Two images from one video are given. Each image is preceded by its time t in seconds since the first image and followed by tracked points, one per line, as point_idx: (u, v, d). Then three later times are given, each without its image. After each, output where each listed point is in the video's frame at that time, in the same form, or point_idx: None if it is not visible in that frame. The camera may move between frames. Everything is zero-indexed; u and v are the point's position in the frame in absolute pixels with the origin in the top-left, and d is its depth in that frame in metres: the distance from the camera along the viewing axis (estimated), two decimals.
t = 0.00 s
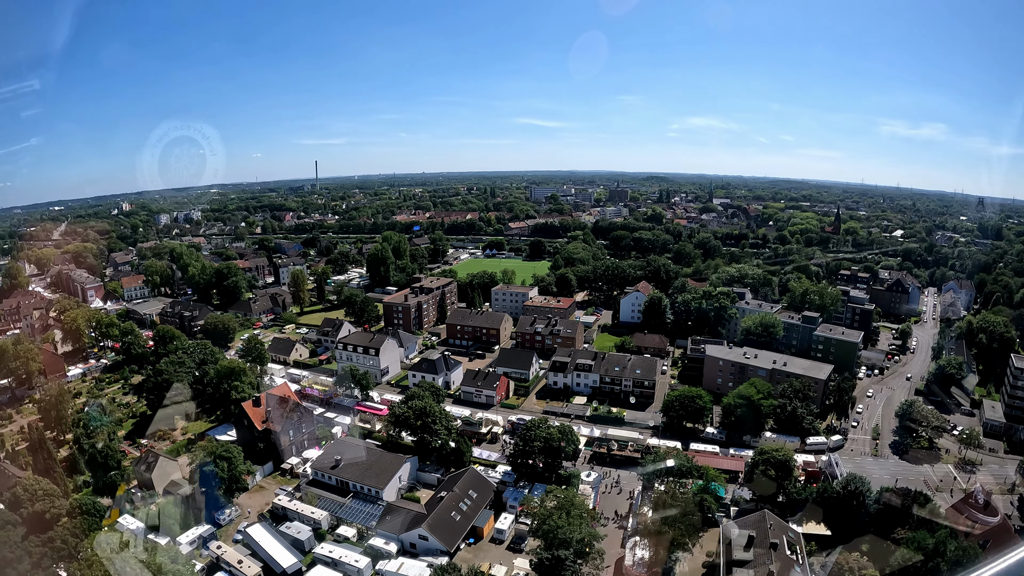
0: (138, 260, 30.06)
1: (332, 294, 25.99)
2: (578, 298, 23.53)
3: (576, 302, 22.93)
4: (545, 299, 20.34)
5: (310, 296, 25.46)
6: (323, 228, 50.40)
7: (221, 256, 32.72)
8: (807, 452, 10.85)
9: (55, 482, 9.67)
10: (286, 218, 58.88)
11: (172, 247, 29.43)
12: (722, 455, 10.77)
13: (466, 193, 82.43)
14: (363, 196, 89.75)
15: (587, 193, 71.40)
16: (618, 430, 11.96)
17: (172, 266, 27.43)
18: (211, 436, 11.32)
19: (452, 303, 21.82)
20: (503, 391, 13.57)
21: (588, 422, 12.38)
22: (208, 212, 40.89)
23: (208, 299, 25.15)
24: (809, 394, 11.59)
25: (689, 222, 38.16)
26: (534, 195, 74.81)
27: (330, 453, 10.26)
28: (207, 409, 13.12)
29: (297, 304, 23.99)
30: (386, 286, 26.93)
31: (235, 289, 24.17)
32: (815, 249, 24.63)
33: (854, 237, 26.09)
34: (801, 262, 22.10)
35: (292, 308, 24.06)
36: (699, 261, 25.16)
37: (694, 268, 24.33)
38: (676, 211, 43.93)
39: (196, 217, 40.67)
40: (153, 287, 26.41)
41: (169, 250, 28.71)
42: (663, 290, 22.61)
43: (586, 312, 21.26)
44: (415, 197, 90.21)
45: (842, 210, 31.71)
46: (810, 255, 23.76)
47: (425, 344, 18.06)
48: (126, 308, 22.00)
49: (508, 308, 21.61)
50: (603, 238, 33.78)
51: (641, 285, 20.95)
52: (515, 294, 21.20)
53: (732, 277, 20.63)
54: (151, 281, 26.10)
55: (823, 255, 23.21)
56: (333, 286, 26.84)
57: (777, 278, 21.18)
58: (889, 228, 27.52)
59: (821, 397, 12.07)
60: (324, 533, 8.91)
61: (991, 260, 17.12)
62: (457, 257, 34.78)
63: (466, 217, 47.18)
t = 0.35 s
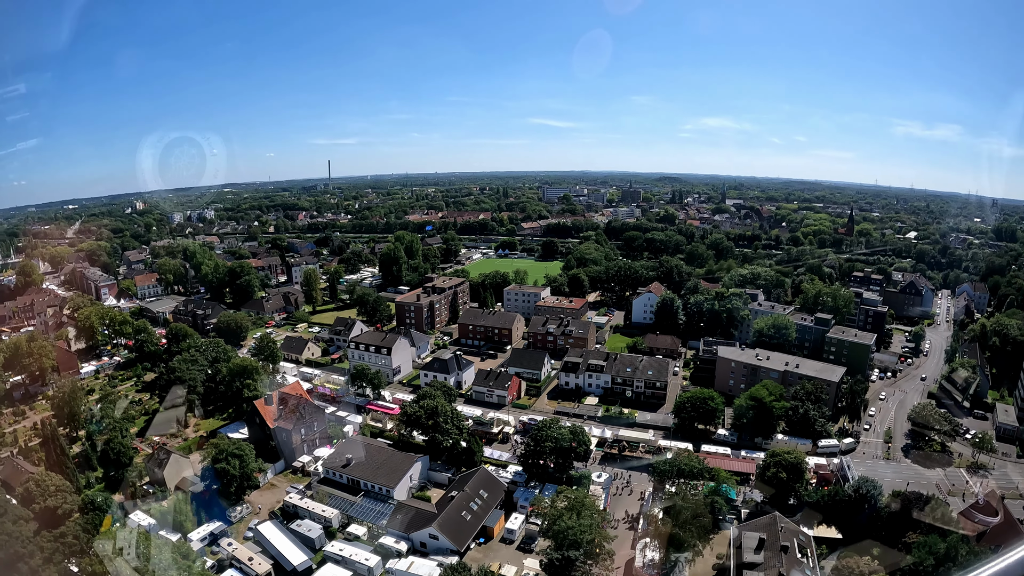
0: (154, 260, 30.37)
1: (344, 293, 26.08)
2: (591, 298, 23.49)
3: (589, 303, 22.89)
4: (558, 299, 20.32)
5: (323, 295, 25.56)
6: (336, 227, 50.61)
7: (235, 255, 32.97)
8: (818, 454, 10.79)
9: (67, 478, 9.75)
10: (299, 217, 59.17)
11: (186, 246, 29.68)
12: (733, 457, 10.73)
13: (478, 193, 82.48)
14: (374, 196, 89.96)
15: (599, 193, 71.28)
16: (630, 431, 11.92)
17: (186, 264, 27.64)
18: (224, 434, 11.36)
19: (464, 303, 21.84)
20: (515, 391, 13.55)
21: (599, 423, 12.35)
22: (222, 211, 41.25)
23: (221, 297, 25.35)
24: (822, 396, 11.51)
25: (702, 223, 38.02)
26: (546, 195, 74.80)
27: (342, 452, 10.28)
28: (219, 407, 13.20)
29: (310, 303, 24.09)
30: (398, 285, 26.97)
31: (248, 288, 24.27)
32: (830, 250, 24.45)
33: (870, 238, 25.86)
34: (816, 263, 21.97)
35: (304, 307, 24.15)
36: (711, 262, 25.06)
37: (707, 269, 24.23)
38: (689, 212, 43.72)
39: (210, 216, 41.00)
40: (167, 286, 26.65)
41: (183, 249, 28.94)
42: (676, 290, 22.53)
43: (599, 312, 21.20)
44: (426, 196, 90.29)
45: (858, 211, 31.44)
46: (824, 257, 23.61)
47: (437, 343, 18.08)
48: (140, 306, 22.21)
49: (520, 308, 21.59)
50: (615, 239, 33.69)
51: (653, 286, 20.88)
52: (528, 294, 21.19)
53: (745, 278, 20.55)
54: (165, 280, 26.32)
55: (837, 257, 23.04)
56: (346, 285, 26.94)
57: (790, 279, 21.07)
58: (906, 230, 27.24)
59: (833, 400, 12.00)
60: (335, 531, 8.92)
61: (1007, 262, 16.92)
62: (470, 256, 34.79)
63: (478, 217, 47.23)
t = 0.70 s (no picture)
0: (168, 258, 30.70)
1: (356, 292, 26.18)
2: (603, 299, 23.46)
3: (600, 303, 22.85)
4: (570, 299, 20.31)
5: (335, 294, 25.64)
6: (348, 227, 50.84)
7: (247, 254, 33.24)
8: (830, 457, 10.73)
9: (80, 475, 9.84)
10: (311, 217, 59.51)
11: (200, 244, 29.94)
12: (744, 459, 10.69)
13: (489, 193, 82.50)
14: (384, 195, 90.21)
15: (610, 193, 71.13)
16: (640, 432, 11.89)
17: (199, 263, 27.83)
18: (235, 431, 11.40)
19: (476, 302, 21.87)
20: (526, 391, 13.54)
21: (610, 423, 12.33)
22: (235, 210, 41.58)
23: (234, 296, 25.52)
24: (834, 398, 11.45)
25: (714, 223, 37.94)
26: (558, 195, 74.83)
27: (353, 451, 10.30)
28: (231, 404, 13.25)
29: (322, 302, 24.18)
30: (410, 285, 27.04)
31: (261, 287, 24.39)
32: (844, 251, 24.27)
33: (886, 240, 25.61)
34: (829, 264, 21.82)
35: (316, 305, 24.26)
36: (723, 263, 24.97)
37: (719, 270, 24.15)
38: (701, 213, 43.55)
39: (223, 215, 41.32)
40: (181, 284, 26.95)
41: (197, 248, 29.22)
42: (688, 291, 22.48)
43: (610, 313, 21.16)
44: (436, 196, 90.41)
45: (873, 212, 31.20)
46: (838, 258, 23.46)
47: (449, 343, 18.11)
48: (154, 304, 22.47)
49: (532, 308, 21.58)
50: (627, 239, 33.59)
51: (664, 286, 20.81)
52: (539, 294, 21.18)
53: (757, 279, 20.49)
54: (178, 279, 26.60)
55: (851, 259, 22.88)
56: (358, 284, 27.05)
57: (803, 281, 20.96)
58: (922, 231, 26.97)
59: (845, 402, 11.92)
60: (345, 530, 8.94)
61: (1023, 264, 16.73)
62: (482, 256, 34.82)
63: (490, 217, 47.29)
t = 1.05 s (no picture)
0: (181, 257, 30.94)
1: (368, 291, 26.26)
2: (614, 299, 23.42)
3: (612, 303, 22.80)
4: (582, 299, 20.28)
5: (347, 293, 25.70)
6: (360, 226, 51.01)
7: (260, 252, 33.45)
8: (841, 459, 10.66)
9: (92, 471, 9.94)
10: (324, 216, 59.68)
11: (213, 243, 30.16)
12: (755, 461, 10.64)
13: (500, 193, 82.50)
14: (394, 195, 90.39)
15: (622, 194, 70.97)
16: (652, 433, 11.87)
17: (212, 261, 28.01)
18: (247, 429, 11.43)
19: (487, 302, 21.88)
20: (537, 391, 13.54)
21: (621, 424, 12.32)
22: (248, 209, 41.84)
23: (246, 294, 25.66)
24: (846, 400, 11.38)
25: (727, 224, 37.82)
26: (570, 195, 74.81)
27: (364, 449, 10.33)
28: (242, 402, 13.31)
29: (334, 301, 24.25)
30: (422, 284, 27.09)
31: (273, 286, 24.46)
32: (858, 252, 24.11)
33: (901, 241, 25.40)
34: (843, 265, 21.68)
35: (328, 304, 24.35)
36: (735, 264, 24.85)
37: (731, 271, 24.04)
38: (713, 214, 43.33)
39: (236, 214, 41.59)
40: (192, 282, 27.15)
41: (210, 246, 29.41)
42: (700, 292, 22.42)
43: (622, 313, 21.12)
44: (446, 195, 90.49)
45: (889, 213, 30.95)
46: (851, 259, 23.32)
47: (460, 342, 18.13)
48: (166, 302, 22.64)
49: (544, 308, 21.56)
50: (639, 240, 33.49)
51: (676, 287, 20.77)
52: (551, 294, 21.16)
53: (770, 280, 20.41)
54: (190, 277, 26.80)
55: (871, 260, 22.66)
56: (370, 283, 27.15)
57: (816, 282, 20.86)
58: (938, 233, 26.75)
59: (857, 404, 11.84)
60: (356, 528, 8.95)
61: None
62: (494, 256, 34.83)
63: (502, 217, 47.32)
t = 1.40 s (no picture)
0: (194, 256, 31.17)
1: (380, 290, 26.31)
2: (627, 300, 23.38)
3: (624, 304, 22.76)
4: (594, 300, 20.25)
5: (360, 293, 25.76)
6: (372, 225, 51.16)
7: (273, 251, 33.65)
8: (853, 462, 10.60)
9: (106, 467, 10.03)
10: (336, 215, 59.95)
11: (227, 242, 30.37)
12: (768, 463, 10.58)
13: (512, 193, 82.44)
14: (405, 194, 90.63)
15: (634, 194, 70.77)
16: (663, 433, 11.84)
17: (225, 260, 28.19)
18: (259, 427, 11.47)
19: (500, 302, 21.89)
20: (549, 391, 13.52)
21: (633, 425, 12.29)
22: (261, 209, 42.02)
23: (259, 293, 25.78)
24: (858, 403, 11.30)
25: (740, 224, 37.62)
26: (582, 195, 74.73)
27: (375, 448, 10.35)
28: (254, 400, 13.32)
29: (346, 300, 24.30)
30: (434, 284, 27.12)
31: (286, 284, 24.50)
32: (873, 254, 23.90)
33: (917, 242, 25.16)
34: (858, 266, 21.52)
35: (341, 303, 24.41)
36: (748, 265, 24.73)
37: (743, 271, 23.94)
38: (726, 214, 43.11)
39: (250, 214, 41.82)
40: (205, 281, 27.36)
41: (224, 246, 29.61)
42: (712, 293, 22.34)
43: (634, 313, 21.05)
44: (457, 195, 90.56)
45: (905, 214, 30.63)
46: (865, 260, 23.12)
47: (472, 342, 18.15)
48: (180, 300, 22.84)
49: (556, 308, 21.54)
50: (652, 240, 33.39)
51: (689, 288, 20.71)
52: (564, 294, 21.13)
53: (782, 281, 20.31)
54: (203, 275, 27.03)
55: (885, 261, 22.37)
56: (383, 282, 27.26)
57: (829, 283, 20.73)
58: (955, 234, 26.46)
59: (870, 407, 11.74)
60: (366, 526, 8.97)
61: None
62: (506, 256, 34.83)
63: (515, 217, 47.36)
